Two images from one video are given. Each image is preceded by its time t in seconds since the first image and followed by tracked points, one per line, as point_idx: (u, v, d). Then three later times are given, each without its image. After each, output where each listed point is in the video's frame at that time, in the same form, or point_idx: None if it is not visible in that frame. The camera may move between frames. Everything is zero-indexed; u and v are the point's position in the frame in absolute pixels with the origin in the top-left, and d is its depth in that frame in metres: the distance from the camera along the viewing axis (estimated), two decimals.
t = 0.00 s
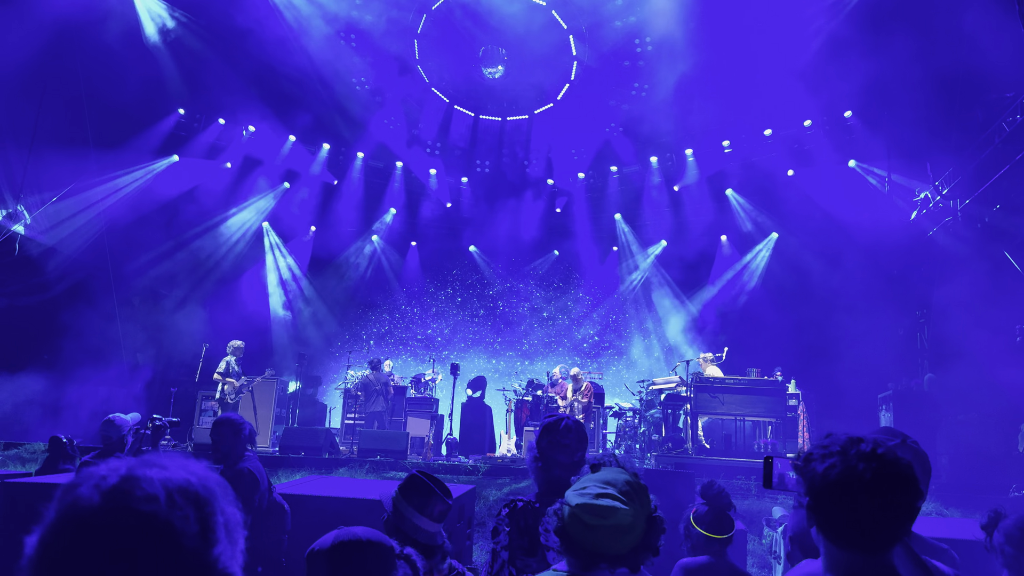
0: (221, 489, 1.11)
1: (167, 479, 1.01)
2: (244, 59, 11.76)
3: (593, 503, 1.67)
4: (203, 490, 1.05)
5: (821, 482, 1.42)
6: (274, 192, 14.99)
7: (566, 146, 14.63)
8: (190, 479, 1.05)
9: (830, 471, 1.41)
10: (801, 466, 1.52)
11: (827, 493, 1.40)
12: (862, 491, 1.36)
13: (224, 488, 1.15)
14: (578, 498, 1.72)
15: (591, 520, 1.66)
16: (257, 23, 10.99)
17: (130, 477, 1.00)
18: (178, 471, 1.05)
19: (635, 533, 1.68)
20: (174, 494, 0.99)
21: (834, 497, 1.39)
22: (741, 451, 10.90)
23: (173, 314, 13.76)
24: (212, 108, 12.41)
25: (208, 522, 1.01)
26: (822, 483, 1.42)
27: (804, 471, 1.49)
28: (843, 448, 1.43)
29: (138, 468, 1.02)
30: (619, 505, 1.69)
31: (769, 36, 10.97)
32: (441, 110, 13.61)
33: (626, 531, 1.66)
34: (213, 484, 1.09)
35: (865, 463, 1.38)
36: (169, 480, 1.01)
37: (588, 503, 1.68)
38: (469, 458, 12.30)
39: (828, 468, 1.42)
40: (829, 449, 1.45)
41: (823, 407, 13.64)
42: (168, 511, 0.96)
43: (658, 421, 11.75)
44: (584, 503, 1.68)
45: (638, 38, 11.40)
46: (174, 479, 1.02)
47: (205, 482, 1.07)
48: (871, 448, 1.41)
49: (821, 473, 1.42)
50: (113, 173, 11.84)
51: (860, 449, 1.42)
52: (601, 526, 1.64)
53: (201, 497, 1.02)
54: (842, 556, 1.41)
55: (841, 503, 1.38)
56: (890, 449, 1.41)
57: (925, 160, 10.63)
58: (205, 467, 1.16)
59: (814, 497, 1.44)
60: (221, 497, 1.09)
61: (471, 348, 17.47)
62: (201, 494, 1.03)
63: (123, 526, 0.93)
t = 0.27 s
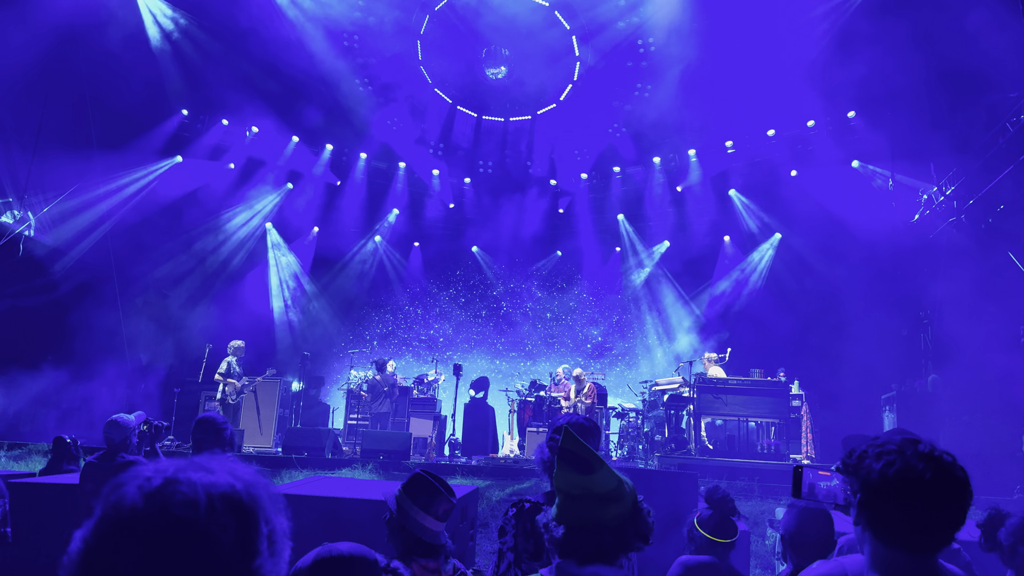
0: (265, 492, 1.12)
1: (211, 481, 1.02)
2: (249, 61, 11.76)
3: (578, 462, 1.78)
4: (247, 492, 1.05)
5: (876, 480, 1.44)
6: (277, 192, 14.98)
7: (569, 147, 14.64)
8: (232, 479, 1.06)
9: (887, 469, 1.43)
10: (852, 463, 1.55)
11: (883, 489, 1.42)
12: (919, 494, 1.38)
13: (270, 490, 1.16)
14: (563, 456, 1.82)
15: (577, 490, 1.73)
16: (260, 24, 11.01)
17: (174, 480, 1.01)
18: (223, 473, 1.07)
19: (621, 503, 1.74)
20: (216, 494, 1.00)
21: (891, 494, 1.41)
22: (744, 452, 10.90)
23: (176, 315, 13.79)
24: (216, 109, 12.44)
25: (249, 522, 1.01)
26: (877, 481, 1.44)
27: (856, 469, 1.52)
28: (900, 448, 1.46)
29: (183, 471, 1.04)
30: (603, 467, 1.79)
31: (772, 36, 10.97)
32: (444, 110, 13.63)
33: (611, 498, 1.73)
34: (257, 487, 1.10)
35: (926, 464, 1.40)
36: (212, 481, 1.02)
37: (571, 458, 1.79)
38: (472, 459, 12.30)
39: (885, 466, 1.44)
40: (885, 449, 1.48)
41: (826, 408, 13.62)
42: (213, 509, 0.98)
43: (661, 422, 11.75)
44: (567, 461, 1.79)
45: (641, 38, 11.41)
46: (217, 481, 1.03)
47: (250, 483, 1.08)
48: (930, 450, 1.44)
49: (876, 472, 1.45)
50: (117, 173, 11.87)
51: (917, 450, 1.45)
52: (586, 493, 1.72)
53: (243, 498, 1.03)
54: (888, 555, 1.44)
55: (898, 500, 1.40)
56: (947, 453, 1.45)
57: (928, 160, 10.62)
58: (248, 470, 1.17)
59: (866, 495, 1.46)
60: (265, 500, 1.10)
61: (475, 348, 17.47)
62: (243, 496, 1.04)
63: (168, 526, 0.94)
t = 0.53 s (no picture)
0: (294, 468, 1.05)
1: (231, 470, 0.95)
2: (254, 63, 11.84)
3: (580, 501, 1.79)
4: (273, 473, 0.98)
5: (919, 484, 1.45)
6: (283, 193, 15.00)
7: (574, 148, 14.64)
8: (256, 462, 0.98)
9: (930, 472, 1.45)
10: (890, 470, 1.56)
11: (925, 493, 1.44)
12: (962, 499, 1.41)
13: (303, 471, 1.09)
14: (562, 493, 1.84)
15: (575, 524, 1.77)
16: (264, 25, 11.06)
17: (189, 475, 0.94)
18: (244, 458, 0.99)
19: (620, 532, 1.80)
20: (238, 484, 0.93)
21: (930, 495, 1.43)
22: (749, 454, 10.88)
23: (182, 316, 13.82)
24: (221, 110, 12.49)
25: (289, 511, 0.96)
26: (919, 485, 1.46)
27: (896, 476, 1.53)
28: (942, 453, 1.48)
29: (198, 464, 0.96)
30: (606, 502, 1.80)
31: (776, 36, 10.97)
32: (449, 112, 13.65)
33: (611, 529, 1.77)
34: (285, 464, 1.03)
35: (969, 470, 1.43)
36: (232, 470, 0.95)
37: (571, 498, 1.80)
38: (477, 460, 12.30)
39: (926, 469, 1.46)
40: (927, 454, 1.49)
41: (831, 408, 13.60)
42: (237, 498, 0.91)
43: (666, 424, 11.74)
44: (567, 501, 1.80)
45: (645, 39, 11.41)
46: (238, 468, 0.96)
47: (275, 464, 1.01)
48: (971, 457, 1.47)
49: (918, 475, 1.46)
50: (123, 175, 11.91)
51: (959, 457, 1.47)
52: (585, 526, 1.76)
53: (270, 481, 0.96)
54: (930, 559, 1.45)
55: (939, 504, 1.42)
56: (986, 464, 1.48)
57: (933, 161, 10.60)
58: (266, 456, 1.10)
59: (908, 498, 1.47)
60: (296, 476, 1.03)
61: (479, 349, 17.48)
62: (269, 478, 0.96)
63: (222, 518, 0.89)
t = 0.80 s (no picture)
0: (342, 479, 1.05)
1: (269, 477, 0.98)
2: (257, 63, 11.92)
3: (597, 493, 1.76)
4: (310, 479, 0.99)
5: (944, 483, 1.44)
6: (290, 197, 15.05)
7: (581, 150, 14.64)
8: (297, 471, 1.00)
9: (954, 472, 1.44)
10: (916, 466, 1.55)
11: (949, 494, 1.43)
12: (985, 501, 1.39)
13: (356, 487, 1.08)
14: (579, 483, 1.81)
15: (594, 511, 1.75)
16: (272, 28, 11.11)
17: (229, 477, 0.98)
18: (287, 467, 1.02)
19: (636, 518, 1.78)
20: (268, 483, 0.96)
21: (954, 496, 1.42)
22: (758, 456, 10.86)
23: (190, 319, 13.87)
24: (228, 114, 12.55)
25: (344, 518, 0.98)
26: (943, 486, 1.44)
27: (922, 473, 1.52)
28: (971, 454, 1.46)
29: (243, 469, 1.01)
30: (622, 491, 1.78)
31: (782, 38, 10.94)
32: (455, 114, 13.67)
33: (628, 517, 1.76)
34: (330, 474, 1.03)
35: (997, 473, 1.41)
36: (274, 475, 0.98)
37: (591, 490, 1.77)
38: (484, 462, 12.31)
39: (953, 468, 1.45)
40: (954, 453, 1.48)
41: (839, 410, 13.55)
42: (264, 498, 0.93)
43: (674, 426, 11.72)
44: (586, 491, 1.77)
45: (651, 42, 11.41)
46: (277, 474, 0.99)
47: (317, 472, 1.03)
48: (1000, 460, 1.45)
49: (943, 474, 1.45)
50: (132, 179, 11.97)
51: (988, 459, 1.45)
52: (603, 514, 1.74)
53: (301, 482, 0.97)
54: (951, 558, 1.44)
55: (964, 505, 1.41)
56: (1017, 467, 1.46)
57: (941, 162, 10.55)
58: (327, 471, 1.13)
59: (932, 496, 1.46)
60: (338, 484, 1.02)
61: (487, 351, 17.49)
62: (304, 481, 0.97)
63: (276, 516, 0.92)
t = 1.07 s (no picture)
0: (344, 480, 0.95)
1: (270, 479, 0.91)
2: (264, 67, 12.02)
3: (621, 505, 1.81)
4: (309, 480, 0.90)
5: (937, 485, 1.46)
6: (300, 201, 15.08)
7: (589, 153, 14.64)
8: (298, 472, 0.92)
9: (947, 474, 1.46)
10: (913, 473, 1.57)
11: (942, 498, 1.45)
12: (979, 503, 1.40)
13: (370, 490, 0.97)
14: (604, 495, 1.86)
15: (615, 522, 1.78)
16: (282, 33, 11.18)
17: (228, 481, 0.91)
18: (289, 469, 0.94)
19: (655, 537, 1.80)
20: (263, 485, 0.88)
21: (949, 500, 1.43)
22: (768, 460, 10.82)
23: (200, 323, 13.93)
24: (238, 119, 12.62)
25: (343, 522, 0.89)
26: (937, 488, 1.46)
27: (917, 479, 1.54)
28: (967, 458, 1.48)
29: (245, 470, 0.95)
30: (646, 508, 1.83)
31: (791, 40, 10.91)
32: (464, 118, 13.69)
33: (648, 533, 1.78)
34: (331, 474, 0.94)
35: (992, 476, 1.42)
36: (274, 477, 0.91)
37: (616, 500, 1.82)
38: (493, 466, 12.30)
39: (947, 471, 1.46)
40: (949, 458, 1.49)
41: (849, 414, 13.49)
42: (259, 503, 0.86)
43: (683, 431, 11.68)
44: (611, 502, 1.82)
45: (661, 44, 11.41)
46: (277, 476, 0.91)
47: (317, 474, 0.93)
48: (997, 463, 1.46)
49: (936, 477, 1.47)
50: (143, 184, 12.01)
51: (984, 464, 1.46)
52: (624, 527, 1.76)
53: (299, 484, 0.88)
54: (945, 562, 1.44)
55: (956, 507, 1.42)
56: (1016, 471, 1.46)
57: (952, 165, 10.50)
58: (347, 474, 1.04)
59: (924, 499, 1.48)
60: (337, 484, 0.92)
61: (495, 355, 17.48)
62: (301, 482, 0.89)
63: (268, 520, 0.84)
